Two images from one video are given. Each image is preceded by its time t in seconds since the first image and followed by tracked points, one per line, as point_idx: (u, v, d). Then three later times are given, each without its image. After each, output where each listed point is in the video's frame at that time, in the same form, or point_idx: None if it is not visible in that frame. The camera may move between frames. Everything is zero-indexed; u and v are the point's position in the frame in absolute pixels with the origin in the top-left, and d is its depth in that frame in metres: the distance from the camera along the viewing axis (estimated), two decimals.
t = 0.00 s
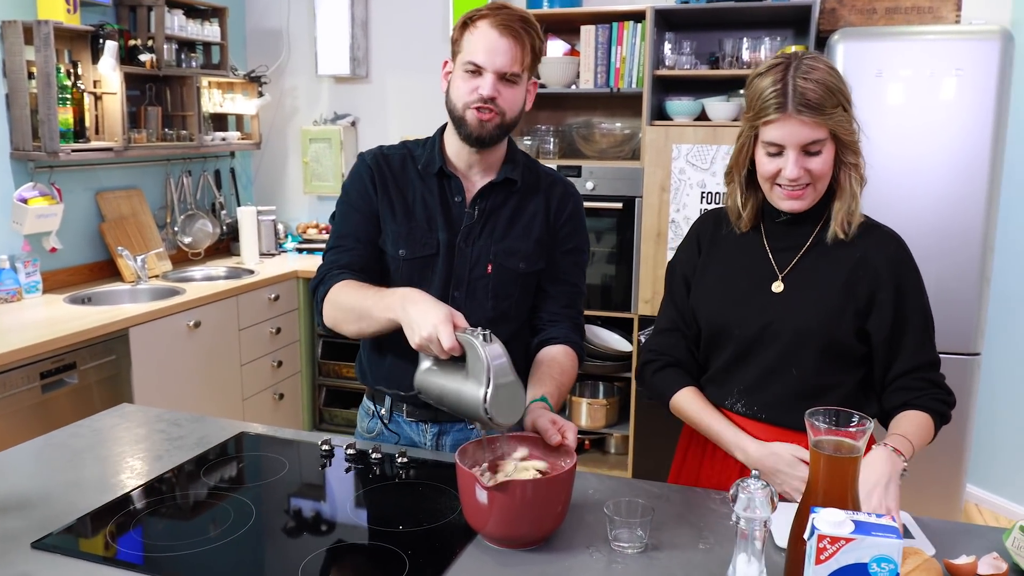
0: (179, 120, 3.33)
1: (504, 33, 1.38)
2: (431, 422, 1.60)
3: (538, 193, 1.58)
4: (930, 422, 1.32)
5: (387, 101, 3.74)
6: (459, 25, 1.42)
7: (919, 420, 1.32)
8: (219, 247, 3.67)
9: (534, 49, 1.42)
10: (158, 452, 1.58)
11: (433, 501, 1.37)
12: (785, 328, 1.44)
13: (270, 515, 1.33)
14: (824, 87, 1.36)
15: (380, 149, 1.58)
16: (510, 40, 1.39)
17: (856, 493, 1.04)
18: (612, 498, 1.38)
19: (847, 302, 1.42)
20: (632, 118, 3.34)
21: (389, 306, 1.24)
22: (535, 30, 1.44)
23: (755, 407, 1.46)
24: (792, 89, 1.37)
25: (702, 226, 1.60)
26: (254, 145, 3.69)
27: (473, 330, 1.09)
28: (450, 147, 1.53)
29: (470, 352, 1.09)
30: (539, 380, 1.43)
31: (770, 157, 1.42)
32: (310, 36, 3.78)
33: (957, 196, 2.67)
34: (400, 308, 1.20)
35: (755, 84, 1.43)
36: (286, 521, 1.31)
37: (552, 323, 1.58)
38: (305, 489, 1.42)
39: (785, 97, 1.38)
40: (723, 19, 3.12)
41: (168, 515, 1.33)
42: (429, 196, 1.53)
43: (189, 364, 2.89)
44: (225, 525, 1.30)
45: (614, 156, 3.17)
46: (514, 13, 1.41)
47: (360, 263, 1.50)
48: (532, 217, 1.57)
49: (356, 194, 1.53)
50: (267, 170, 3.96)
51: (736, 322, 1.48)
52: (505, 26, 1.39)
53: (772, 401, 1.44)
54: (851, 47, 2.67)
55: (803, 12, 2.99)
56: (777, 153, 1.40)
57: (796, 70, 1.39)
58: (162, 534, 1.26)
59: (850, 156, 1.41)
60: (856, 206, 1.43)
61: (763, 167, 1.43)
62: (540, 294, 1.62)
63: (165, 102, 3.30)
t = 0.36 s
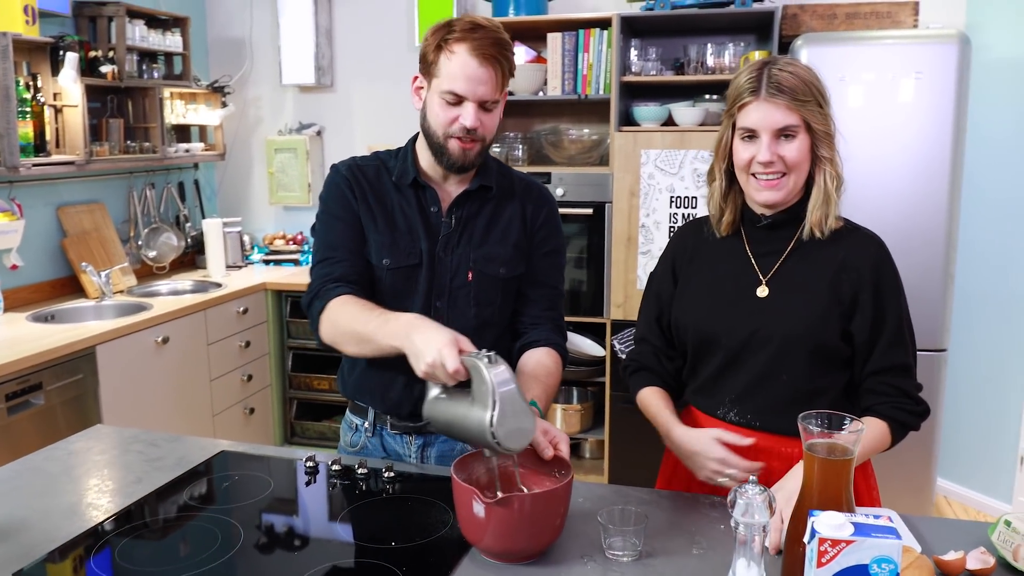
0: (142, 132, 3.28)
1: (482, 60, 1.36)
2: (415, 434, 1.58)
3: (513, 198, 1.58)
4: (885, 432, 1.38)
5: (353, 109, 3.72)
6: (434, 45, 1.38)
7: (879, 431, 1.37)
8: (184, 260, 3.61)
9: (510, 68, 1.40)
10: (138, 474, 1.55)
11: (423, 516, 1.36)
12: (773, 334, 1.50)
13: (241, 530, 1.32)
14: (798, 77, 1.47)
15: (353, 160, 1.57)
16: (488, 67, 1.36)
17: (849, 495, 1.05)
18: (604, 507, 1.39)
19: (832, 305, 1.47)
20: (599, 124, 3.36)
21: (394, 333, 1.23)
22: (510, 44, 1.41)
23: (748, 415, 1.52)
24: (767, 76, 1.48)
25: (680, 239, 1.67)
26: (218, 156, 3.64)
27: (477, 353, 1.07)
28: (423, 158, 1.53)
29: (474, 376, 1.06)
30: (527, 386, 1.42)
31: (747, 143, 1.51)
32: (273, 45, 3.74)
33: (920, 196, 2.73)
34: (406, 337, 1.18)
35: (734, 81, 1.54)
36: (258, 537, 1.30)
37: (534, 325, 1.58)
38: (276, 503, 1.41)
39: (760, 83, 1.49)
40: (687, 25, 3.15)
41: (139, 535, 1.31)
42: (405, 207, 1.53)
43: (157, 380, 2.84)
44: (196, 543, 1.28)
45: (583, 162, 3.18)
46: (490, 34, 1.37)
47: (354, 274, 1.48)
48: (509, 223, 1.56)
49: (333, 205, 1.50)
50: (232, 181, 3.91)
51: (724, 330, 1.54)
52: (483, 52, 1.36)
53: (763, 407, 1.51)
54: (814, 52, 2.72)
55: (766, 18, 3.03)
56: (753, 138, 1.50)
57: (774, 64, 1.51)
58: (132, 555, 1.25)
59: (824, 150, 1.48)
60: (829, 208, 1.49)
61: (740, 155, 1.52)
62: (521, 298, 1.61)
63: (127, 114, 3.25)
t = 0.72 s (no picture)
0: (105, 136, 3.22)
1: (489, 71, 1.34)
2: (401, 437, 1.58)
3: (498, 205, 1.58)
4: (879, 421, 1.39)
5: (321, 111, 3.68)
6: (440, 49, 1.36)
7: (876, 420, 1.38)
8: (151, 266, 3.55)
9: (513, 80, 1.39)
10: (118, 484, 1.51)
11: (413, 519, 1.35)
12: (752, 334, 1.51)
13: (213, 539, 1.30)
14: (762, 78, 1.48)
15: (333, 160, 1.54)
16: (494, 79, 1.35)
17: (842, 488, 1.06)
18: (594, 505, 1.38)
19: (812, 304, 1.48)
20: (570, 124, 3.37)
21: (375, 349, 1.19)
22: (512, 52, 1.40)
23: (728, 413, 1.53)
24: (732, 78, 1.50)
25: (664, 239, 1.69)
26: (184, 160, 3.59)
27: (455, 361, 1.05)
28: (411, 161, 1.51)
29: (457, 385, 1.04)
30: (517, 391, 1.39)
31: (715, 145, 1.54)
32: (239, 47, 3.70)
33: (888, 192, 2.77)
34: (386, 354, 1.15)
35: (711, 82, 1.56)
36: (231, 545, 1.27)
37: (518, 329, 1.57)
38: (248, 510, 1.39)
39: (724, 85, 1.51)
40: (656, 25, 3.17)
41: (109, 547, 1.27)
42: (389, 211, 1.50)
43: (126, 389, 2.78)
44: (168, 553, 1.25)
45: (555, 162, 3.18)
46: (496, 44, 1.36)
47: (329, 284, 1.44)
48: (494, 230, 1.56)
49: (312, 207, 1.47)
50: (198, 185, 3.86)
51: (704, 329, 1.55)
52: (489, 62, 1.35)
53: (745, 405, 1.52)
54: (784, 51, 2.76)
55: (734, 18, 3.06)
56: (718, 140, 1.52)
57: (745, 65, 1.52)
58: (102, 567, 1.21)
59: (790, 150, 1.48)
60: (794, 210, 1.49)
61: (709, 156, 1.55)
62: (505, 302, 1.61)
63: (90, 118, 3.18)
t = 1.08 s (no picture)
0: (81, 136, 3.18)
1: (486, 74, 1.34)
2: (393, 441, 1.57)
3: (490, 207, 1.58)
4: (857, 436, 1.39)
5: (300, 111, 3.66)
6: (438, 52, 1.35)
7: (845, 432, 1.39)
8: (126, 268, 3.50)
9: (509, 83, 1.40)
10: (106, 488, 1.48)
11: (407, 521, 1.34)
12: (741, 334, 1.53)
13: (189, 543, 1.28)
14: (748, 84, 1.48)
15: (327, 159, 1.54)
16: (491, 82, 1.35)
17: (838, 486, 1.07)
18: (589, 506, 1.39)
19: (800, 306, 1.50)
20: (551, 125, 3.38)
21: (351, 328, 1.19)
22: (508, 55, 1.40)
23: (720, 413, 1.55)
24: (719, 84, 1.51)
25: (657, 239, 1.71)
26: (161, 160, 3.55)
27: (440, 348, 1.06)
28: (404, 162, 1.50)
29: (442, 372, 1.06)
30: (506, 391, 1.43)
31: (702, 148, 1.55)
32: (216, 46, 3.66)
33: (866, 194, 2.81)
34: (364, 334, 1.15)
35: (699, 85, 1.57)
36: (208, 549, 1.26)
37: (509, 330, 1.57)
38: (224, 514, 1.37)
39: (711, 91, 1.52)
40: (636, 28, 3.19)
41: (84, 552, 1.25)
42: (381, 212, 1.50)
43: (103, 392, 2.74)
44: (144, 557, 1.23)
45: (536, 163, 3.18)
46: (493, 47, 1.36)
47: (306, 279, 1.43)
48: (485, 232, 1.56)
49: (299, 206, 1.46)
50: (175, 186, 3.82)
51: (695, 329, 1.57)
52: (487, 66, 1.35)
53: (734, 405, 1.54)
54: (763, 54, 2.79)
55: (712, 21, 3.09)
56: (705, 144, 1.54)
57: (732, 70, 1.53)
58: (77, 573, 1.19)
59: (774, 156, 1.49)
60: (779, 215, 1.52)
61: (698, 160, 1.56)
62: (497, 304, 1.61)
63: (64, 117, 3.14)
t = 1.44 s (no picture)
0: (66, 138, 3.15)
1: (488, 74, 1.35)
2: (398, 440, 1.58)
3: (491, 208, 1.58)
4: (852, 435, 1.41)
5: (287, 114, 3.65)
6: (439, 53, 1.35)
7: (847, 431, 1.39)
8: (112, 271, 3.47)
9: (511, 82, 1.40)
10: (106, 493, 1.47)
11: (412, 522, 1.34)
12: (742, 334, 1.54)
13: (180, 548, 1.26)
14: (747, 84, 1.50)
15: (329, 157, 1.53)
16: (493, 82, 1.36)
17: (844, 481, 1.08)
18: (593, 506, 1.39)
19: (799, 306, 1.52)
20: (540, 127, 3.39)
21: (365, 324, 1.17)
22: (508, 54, 1.40)
23: (721, 412, 1.57)
24: (718, 84, 1.53)
25: (655, 238, 1.73)
26: (147, 162, 3.52)
27: (456, 345, 1.06)
28: (405, 161, 1.50)
29: (456, 369, 1.05)
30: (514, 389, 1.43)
31: (701, 148, 1.57)
32: (202, 48, 3.64)
33: (854, 193, 2.84)
34: (377, 329, 1.14)
35: (699, 85, 1.59)
36: (199, 554, 1.24)
37: (510, 329, 1.58)
38: (215, 519, 1.36)
39: (711, 91, 1.54)
40: (625, 29, 3.21)
41: (73, 558, 1.23)
42: (382, 212, 1.50)
43: (92, 397, 2.71)
44: (134, 563, 1.22)
45: (526, 164, 3.19)
46: (494, 47, 1.37)
47: (316, 275, 1.42)
48: (487, 233, 1.57)
49: (308, 203, 1.45)
50: (161, 189, 3.80)
51: (695, 329, 1.58)
52: (489, 66, 1.35)
53: (734, 405, 1.55)
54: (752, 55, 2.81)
55: (700, 22, 3.11)
56: (705, 144, 1.55)
57: (731, 71, 1.54)
58: None
59: (772, 155, 1.50)
60: (777, 215, 1.53)
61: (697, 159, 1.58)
62: (497, 304, 1.62)
63: (49, 120, 3.11)
